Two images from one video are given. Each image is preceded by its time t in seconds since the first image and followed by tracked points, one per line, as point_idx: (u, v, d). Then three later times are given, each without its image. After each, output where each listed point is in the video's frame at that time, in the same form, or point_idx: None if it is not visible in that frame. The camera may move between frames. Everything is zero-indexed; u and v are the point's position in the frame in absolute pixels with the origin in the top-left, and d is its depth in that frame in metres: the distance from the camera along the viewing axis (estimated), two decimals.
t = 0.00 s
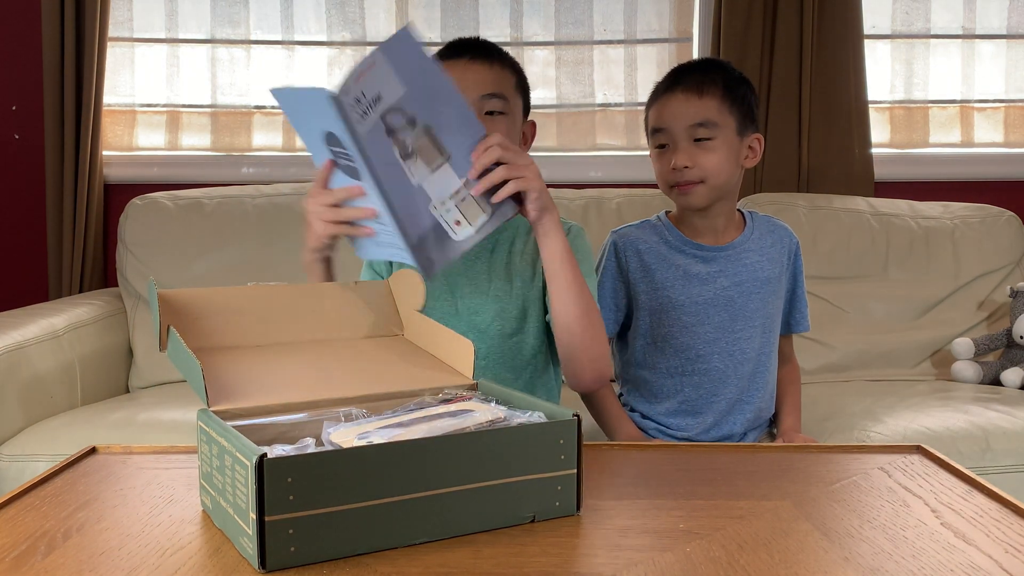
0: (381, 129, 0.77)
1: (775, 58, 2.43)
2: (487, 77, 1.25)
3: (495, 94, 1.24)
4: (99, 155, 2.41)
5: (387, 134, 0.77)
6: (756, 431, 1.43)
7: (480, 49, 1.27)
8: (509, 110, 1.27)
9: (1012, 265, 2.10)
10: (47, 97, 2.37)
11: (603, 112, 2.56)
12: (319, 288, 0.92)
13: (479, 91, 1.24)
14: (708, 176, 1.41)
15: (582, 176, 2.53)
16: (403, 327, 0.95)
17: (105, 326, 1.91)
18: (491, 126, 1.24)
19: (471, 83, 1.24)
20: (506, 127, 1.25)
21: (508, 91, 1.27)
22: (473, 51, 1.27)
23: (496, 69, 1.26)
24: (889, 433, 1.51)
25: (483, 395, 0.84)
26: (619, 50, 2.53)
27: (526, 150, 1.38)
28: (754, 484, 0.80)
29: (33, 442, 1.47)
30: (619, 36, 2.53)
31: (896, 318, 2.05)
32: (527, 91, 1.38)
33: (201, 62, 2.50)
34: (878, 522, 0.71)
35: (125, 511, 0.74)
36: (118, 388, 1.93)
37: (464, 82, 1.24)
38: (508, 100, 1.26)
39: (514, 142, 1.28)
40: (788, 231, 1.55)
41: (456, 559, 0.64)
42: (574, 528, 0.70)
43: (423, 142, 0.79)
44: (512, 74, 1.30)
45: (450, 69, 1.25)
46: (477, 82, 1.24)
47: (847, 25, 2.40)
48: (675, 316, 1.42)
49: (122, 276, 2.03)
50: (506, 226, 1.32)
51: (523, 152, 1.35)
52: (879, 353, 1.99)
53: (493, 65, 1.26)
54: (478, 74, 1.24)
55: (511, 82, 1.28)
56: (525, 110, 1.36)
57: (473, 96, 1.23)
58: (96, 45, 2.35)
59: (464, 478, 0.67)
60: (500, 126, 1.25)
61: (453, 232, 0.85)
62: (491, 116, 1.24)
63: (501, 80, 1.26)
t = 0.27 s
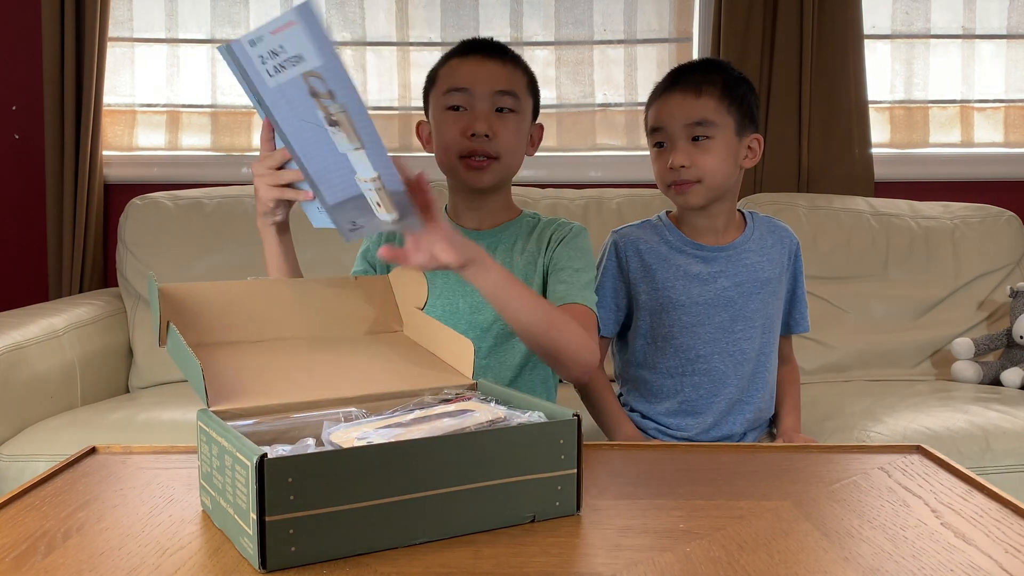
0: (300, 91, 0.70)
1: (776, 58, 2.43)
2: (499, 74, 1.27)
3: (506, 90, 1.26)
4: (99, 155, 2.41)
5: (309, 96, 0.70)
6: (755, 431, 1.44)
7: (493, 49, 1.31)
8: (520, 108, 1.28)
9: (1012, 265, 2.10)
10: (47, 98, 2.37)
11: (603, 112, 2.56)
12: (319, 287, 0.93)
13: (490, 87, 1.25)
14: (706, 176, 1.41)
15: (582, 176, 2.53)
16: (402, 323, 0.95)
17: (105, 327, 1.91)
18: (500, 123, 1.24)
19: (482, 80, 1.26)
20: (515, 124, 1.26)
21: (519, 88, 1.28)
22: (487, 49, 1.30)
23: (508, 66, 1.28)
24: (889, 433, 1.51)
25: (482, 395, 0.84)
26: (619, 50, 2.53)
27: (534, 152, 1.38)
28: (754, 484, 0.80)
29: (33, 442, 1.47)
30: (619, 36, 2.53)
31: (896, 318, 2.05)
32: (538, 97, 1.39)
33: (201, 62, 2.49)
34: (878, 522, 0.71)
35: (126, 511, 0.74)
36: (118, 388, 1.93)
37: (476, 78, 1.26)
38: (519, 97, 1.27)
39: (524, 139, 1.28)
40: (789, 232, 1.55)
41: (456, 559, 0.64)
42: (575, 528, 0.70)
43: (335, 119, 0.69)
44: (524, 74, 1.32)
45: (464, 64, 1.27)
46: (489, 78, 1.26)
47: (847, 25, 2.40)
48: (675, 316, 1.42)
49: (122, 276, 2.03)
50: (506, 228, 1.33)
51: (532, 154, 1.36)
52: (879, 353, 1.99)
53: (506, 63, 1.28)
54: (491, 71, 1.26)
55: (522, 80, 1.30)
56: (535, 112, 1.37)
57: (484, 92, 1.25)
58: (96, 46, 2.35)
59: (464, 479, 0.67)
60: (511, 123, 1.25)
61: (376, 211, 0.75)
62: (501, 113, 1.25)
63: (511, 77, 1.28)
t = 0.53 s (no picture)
0: (306, 63, 0.69)
1: (776, 58, 2.43)
2: (498, 74, 1.27)
3: (505, 90, 1.27)
4: (99, 155, 2.42)
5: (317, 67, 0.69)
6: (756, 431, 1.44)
7: (495, 49, 1.31)
8: (519, 108, 1.28)
9: (1012, 265, 2.10)
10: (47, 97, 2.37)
11: (603, 112, 2.56)
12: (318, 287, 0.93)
13: (489, 87, 1.26)
14: (704, 177, 1.41)
15: (582, 176, 2.53)
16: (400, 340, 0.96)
17: (105, 327, 1.91)
18: (498, 123, 1.25)
19: (482, 79, 1.26)
20: (514, 125, 1.26)
21: (519, 89, 1.29)
22: (487, 49, 1.30)
23: (508, 67, 1.29)
24: (889, 433, 1.51)
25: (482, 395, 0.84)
26: (619, 50, 2.53)
27: (535, 152, 1.38)
28: (754, 484, 0.80)
29: (33, 442, 1.47)
30: (619, 36, 2.53)
31: (896, 318, 2.05)
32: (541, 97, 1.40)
33: (201, 62, 2.49)
34: (878, 522, 0.71)
35: (125, 511, 0.74)
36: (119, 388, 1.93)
37: (475, 78, 1.26)
38: (518, 97, 1.28)
39: (523, 140, 1.28)
40: (789, 232, 1.55)
41: (456, 559, 0.64)
42: (575, 528, 0.70)
43: (336, 91, 0.69)
44: (525, 75, 1.32)
45: (464, 64, 1.28)
46: (488, 78, 1.26)
47: (847, 25, 2.40)
48: (675, 316, 1.42)
49: (122, 276, 2.03)
50: (505, 229, 1.33)
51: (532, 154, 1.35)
52: (879, 353, 1.99)
53: (506, 63, 1.29)
54: (491, 71, 1.27)
55: (523, 81, 1.30)
56: (537, 113, 1.37)
57: (483, 92, 1.26)
58: (96, 46, 2.35)
59: (464, 479, 0.67)
60: (509, 124, 1.26)
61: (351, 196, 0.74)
62: (500, 113, 1.26)
63: (511, 77, 1.28)
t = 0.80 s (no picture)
0: (315, 49, 0.66)
1: (775, 58, 2.43)
2: (502, 74, 1.27)
3: (508, 90, 1.27)
4: (99, 155, 2.42)
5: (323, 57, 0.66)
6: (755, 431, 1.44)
7: (499, 48, 1.31)
8: (523, 109, 1.28)
9: (1012, 265, 2.10)
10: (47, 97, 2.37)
11: (603, 112, 2.56)
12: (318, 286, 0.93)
13: (493, 87, 1.26)
14: (703, 178, 1.41)
15: (582, 176, 2.53)
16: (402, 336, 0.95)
17: (105, 327, 1.91)
18: (501, 123, 1.25)
19: (486, 79, 1.27)
20: (517, 125, 1.26)
21: (523, 89, 1.29)
22: (491, 48, 1.30)
23: (512, 67, 1.29)
24: (889, 433, 1.51)
25: (483, 395, 0.84)
26: (619, 50, 2.53)
27: (538, 153, 1.38)
28: (754, 484, 0.80)
29: (34, 442, 1.48)
30: (619, 36, 2.53)
31: (896, 318, 2.05)
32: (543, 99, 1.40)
33: (201, 62, 2.49)
34: (878, 522, 0.71)
35: (125, 511, 0.74)
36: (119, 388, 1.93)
37: (479, 77, 1.27)
38: (523, 98, 1.28)
39: (526, 140, 1.29)
40: (788, 232, 1.55)
41: (456, 559, 0.64)
42: (575, 528, 0.70)
43: (338, 81, 0.66)
44: (529, 75, 1.32)
45: (468, 63, 1.28)
46: (492, 77, 1.27)
47: (846, 25, 2.40)
48: (674, 316, 1.42)
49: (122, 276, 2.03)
50: (506, 230, 1.33)
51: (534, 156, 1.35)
52: (879, 353, 1.99)
53: (510, 63, 1.29)
54: (495, 71, 1.27)
55: (527, 82, 1.30)
56: (540, 113, 1.37)
57: (486, 92, 1.26)
58: (96, 46, 2.35)
59: (464, 478, 0.67)
60: (512, 123, 1.26)
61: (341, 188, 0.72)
62: (503, 113, 1.26)
63: (515, 77, 1.28)
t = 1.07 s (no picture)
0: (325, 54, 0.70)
1: (775, 58, 2.43)
2: (516, 80, 1.27)
3: (521, 97, 1.26)
4: (99, 156, 2.41)
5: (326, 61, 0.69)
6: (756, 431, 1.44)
7: (512, 52, 1.30)
8: (535, 115, 1.28)
9: (1012, 265, 2.10)
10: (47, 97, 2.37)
11: (603, 112, 2.56)
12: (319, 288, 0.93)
13: (506, 93, 1.25)
14: (704, 178, 1.41)
15: (582, 176, 2.53)
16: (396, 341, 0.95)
17: (105, 327, 1.91)
18: (514, 129, 1.25)
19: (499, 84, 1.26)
20: (529, 131, 1.26)
21: (535, 95, 1.28)
22: (503, 51, 1.29)
23: (526, 73, 1.28)
24: (889, 433, 1.51)
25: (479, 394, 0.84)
26: (619, 50, 2.53)
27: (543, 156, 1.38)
28: (754, 484, 0.80)
29: (34, 442, 1.48)
30: (619, 36, 2.53)
31: (896, 318, 2.05)
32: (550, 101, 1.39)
33: (201, 62, 2.49)
34: (878, 522, 0.71)
35: (125, 511, 0.74)
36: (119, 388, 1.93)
37: (492, 83, 1.26)
38: (535, 104, 1.28)
39: (535, 145, 1.29)
40: (787, 233, 1.55)
41: (456, 559, 0.64)
42: (575, 528, 0.70)
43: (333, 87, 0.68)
44: (541, 81, 1.32)
45: (480, 67, 1.27)
46: (506, 84, 1.26)
47: (846, 25, 2.40)
48: (673, 316, 1.42)
49: (123, 276, 2.03)
50: (508, 231, 1.33)
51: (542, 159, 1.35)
52: (878, 353, 1.99)
53: (523, 68, 1.28)
54: (508, 77, 1.26)
55: (539, 88, 1.30)
56: (548, 115, 1.37)
57: (499, 97, 1.25)
58: (96, 46, 2.35)
59: (465, 478, 0.67)
60: (524, 131, 1.25)
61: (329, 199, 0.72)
62: (516, 119, 1.25)
63: (529, 84, 1.28)
